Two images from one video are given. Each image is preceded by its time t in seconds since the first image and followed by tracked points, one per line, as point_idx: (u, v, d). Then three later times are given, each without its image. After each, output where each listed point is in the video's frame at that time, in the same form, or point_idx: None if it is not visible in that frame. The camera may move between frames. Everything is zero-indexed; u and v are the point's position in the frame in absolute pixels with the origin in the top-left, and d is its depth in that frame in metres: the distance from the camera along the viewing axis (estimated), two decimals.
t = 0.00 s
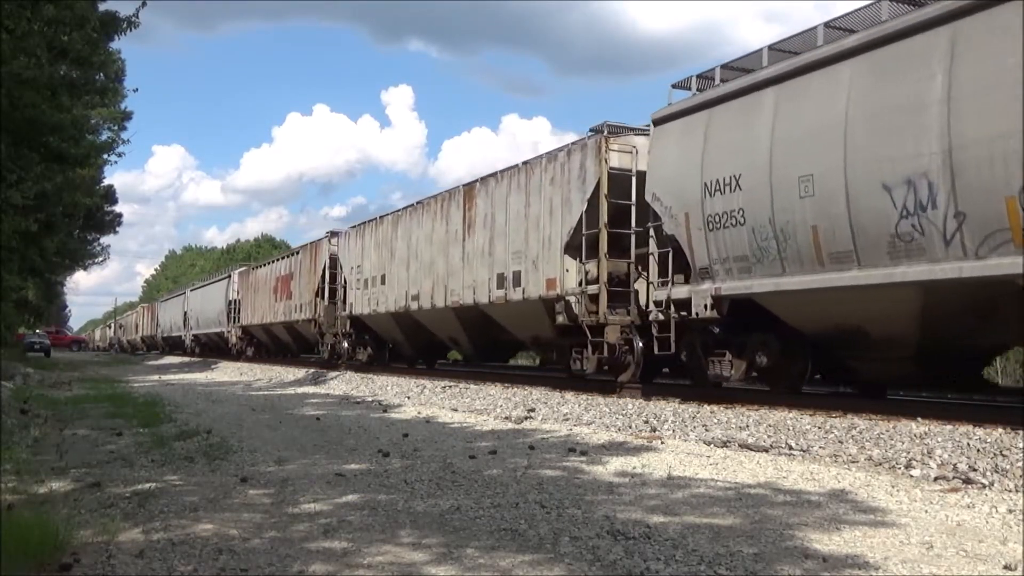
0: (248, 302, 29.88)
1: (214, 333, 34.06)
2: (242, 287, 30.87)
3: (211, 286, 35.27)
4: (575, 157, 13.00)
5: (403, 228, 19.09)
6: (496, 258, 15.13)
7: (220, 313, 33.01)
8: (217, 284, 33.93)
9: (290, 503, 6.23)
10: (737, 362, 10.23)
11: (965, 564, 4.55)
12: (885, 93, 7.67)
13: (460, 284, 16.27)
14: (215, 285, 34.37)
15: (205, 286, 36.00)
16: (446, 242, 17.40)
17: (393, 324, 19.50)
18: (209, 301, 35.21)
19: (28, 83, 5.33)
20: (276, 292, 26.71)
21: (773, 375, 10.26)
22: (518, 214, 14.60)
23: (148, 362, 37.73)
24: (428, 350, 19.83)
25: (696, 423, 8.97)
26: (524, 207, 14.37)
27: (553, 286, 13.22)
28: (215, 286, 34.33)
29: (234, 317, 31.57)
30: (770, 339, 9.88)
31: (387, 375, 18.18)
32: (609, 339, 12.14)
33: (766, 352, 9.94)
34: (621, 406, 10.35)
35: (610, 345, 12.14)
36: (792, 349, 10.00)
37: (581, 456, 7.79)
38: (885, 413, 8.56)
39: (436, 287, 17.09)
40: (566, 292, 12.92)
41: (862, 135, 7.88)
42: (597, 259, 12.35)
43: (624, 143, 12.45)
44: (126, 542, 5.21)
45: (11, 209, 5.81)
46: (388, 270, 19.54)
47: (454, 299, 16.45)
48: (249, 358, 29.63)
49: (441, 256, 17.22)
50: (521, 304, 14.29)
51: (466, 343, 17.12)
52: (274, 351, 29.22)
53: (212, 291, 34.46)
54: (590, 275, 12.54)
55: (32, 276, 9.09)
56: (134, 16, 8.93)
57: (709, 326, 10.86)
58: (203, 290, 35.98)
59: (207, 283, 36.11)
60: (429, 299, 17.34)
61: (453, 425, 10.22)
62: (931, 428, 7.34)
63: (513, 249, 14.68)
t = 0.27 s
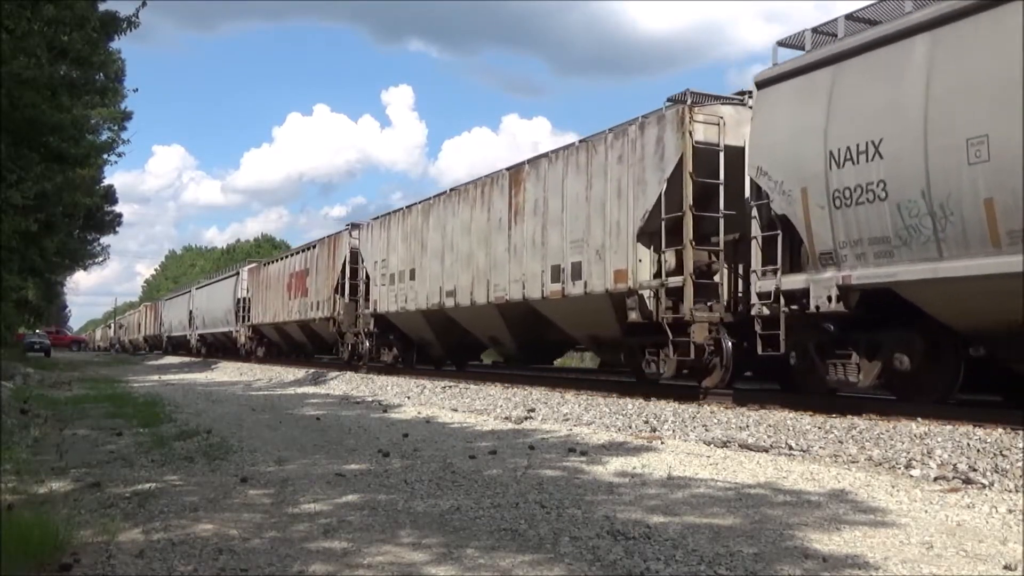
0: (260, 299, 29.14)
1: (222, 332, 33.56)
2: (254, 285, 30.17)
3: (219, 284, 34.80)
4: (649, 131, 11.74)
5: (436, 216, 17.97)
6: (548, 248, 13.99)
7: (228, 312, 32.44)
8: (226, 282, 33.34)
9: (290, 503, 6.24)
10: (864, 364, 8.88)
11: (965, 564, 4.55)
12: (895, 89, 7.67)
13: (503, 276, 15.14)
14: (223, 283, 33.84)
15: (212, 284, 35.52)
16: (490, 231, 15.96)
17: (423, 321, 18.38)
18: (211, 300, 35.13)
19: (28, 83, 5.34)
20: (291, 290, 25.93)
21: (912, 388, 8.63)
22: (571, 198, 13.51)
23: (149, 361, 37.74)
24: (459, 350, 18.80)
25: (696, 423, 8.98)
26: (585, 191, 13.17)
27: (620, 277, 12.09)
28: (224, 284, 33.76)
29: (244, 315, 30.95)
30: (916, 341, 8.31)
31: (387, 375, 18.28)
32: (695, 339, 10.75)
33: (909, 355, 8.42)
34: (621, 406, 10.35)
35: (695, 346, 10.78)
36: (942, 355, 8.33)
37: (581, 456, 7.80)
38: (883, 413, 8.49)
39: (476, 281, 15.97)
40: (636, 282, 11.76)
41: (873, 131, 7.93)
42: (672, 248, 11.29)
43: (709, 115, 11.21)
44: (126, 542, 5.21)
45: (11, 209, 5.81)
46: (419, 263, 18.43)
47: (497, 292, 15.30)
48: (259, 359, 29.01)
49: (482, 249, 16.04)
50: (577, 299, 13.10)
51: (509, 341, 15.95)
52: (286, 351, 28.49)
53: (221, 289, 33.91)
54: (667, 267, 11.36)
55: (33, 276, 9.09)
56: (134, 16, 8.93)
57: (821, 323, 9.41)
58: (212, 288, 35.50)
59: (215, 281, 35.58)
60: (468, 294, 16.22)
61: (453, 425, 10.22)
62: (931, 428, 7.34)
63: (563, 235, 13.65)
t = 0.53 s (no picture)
0: (272, 297, 27.98)
1: (229, 332, 32.59)
2: (265, 282, 29.01)
3: (225, 282, 33.90)
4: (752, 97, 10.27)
5: (474, 203, 16.54)
6: (616, 236, 12.59)
7: (236, 311, 31.49)
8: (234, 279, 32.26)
9: (290, 503, 6.24)
10: None
11: (965, 564, 4.55)
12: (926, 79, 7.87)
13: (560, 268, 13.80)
14: (230, 282, 32.85)
15: (219, 283, 34.63)
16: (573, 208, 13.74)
17: (462, 317, 17.01)
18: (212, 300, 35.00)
19: (28, 83, 5.34)
20: (308, 287, 24.69)
21: None
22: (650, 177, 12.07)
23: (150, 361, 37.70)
24: (498, 347, 17.64)
25: (696, 423, 8.97)
26: (663, 168, 11.71)
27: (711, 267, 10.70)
28: (231, 281, 32.77)
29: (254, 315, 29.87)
30: None
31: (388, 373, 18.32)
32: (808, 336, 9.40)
33: None
34: (621, 406, 10.35)
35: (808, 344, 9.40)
36: None
37: (581, 457, 7.79)
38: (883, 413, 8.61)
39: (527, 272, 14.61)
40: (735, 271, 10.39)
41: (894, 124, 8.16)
42: (802, 229, 9.34)
43: (826, 75, 9.73)
44: (126, 542, 5.21)
45: (11, 209, 5.80)
46: (455, 255, 17.03)
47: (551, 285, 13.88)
48: (270, 359, 27.90)
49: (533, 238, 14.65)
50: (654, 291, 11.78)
51: (562, 339, 14.63)
52: (300, 351, 27.20)
53: (229, 287, 32.89)
54: (772, 254, 9.94)
55: (32, 276, 9.09)
56: (134, 17, 8.94)
57: (982, 319, 8.00)
58: (217, 287, 34.56)
59: (222, 279, 34.66)
60: (517, 289, 14.85)
61: (453, 425, 10.21)
62: (931, 428, 7.34)
63: (619, 226, 12.30)
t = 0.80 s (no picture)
0: (286, 293, 26.56)
1: (237, 331, 31.25)
2: (278, 277, 27.55)
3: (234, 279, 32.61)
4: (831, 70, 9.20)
5: (527, 187, 14.60)
6: (714, 218, 10.68)
7: (245, 308, 30.10)
8: (245, 275, 30.84)
9: (290, 503, 6.23)
10: None
11: (965, 564, 4.55)
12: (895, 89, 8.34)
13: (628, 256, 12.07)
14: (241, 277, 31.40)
15: (227, 279, 33.33)
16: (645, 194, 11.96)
17: (511, 314, 15.12)
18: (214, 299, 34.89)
19: (28, 83, 5.35)
20: (325, 282, 23.19)
21: None
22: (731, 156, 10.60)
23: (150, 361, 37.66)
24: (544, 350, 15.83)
25: (696, 423, 8.97)
26: (770, 136, 9.91)
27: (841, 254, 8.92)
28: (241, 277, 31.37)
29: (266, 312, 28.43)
30: None
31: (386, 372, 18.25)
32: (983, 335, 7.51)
33: None
34: (621, 406, 10.35)
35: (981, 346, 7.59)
36: None
37: (581, 456, 7.79)
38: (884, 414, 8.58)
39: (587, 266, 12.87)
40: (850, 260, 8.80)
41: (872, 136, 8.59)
42: (969, 202, 7.50)
43: (994, 17, 7.87)
44: (126, 542, 5.21)
45: (11, 209, 5.80)
46: (502, 246, 15.16)
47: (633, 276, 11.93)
48: (282, 361, 26.65)
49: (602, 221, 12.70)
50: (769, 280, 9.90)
51: (633, 341, 12.92)
52: (315, 351, 25.77)
53: (239, 283, 31.49)
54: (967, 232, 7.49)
55: (33, 276, 9.09)
56: (134, 17, 8.93)
57: None
58: (225, 283, 33.19)
59: (231, 275, 33.31)
60: (579, 281, 13.03)
61: (453, 425, 10.21)
62: (931, 428, 7.34)
63: (801, 189, 9.51)
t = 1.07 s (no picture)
0: (305, 289, 25.15)
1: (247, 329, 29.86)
2: (294, 272, 26.10)
3: (246, 274, 31.22)
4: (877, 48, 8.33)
5: (585, 168, 12.79)
6: (765, 210, 9.62)
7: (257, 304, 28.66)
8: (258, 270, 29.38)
9: (290, 503, 6.23)
10: None
11: (965, 564, 4.55)
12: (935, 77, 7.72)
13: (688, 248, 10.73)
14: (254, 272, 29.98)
15: (238, 273, 32.02)
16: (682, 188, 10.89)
17: (568, 313, 13.33)
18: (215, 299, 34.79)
19: (28, 83, 5.35)
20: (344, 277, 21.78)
21: None
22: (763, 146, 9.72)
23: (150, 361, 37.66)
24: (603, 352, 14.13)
25: (696, 423, 8.96)
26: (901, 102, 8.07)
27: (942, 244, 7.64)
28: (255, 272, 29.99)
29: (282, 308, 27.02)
30: None
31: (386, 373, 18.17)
32: None
33: None
34: (620, 406, 10.34)
35: None
36: None
37: (581, 456, 7.79)
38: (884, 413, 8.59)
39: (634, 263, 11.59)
40: (945, 255, 7.62)
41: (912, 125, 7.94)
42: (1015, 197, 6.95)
43: None
44: (126, 542, 5.21)
45: (11, 209, 5.78)
46: (557, 234, 13.28)
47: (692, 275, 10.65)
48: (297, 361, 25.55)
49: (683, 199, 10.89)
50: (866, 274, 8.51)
51: (723, 347, 11.21)
52: (333, 352, 24.30)
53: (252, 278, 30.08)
54: None
55: (32, 276, 9.09)
56: (134, 17, 8.94)
57: None
58: (238, 278, 31.85)
59: (243, 270, 31.93)
60: (658, 272, 11.17)
61: (453, 425, 10.21)
62: (931, 428, 7.33)
63: (880, 180, 8.25)
